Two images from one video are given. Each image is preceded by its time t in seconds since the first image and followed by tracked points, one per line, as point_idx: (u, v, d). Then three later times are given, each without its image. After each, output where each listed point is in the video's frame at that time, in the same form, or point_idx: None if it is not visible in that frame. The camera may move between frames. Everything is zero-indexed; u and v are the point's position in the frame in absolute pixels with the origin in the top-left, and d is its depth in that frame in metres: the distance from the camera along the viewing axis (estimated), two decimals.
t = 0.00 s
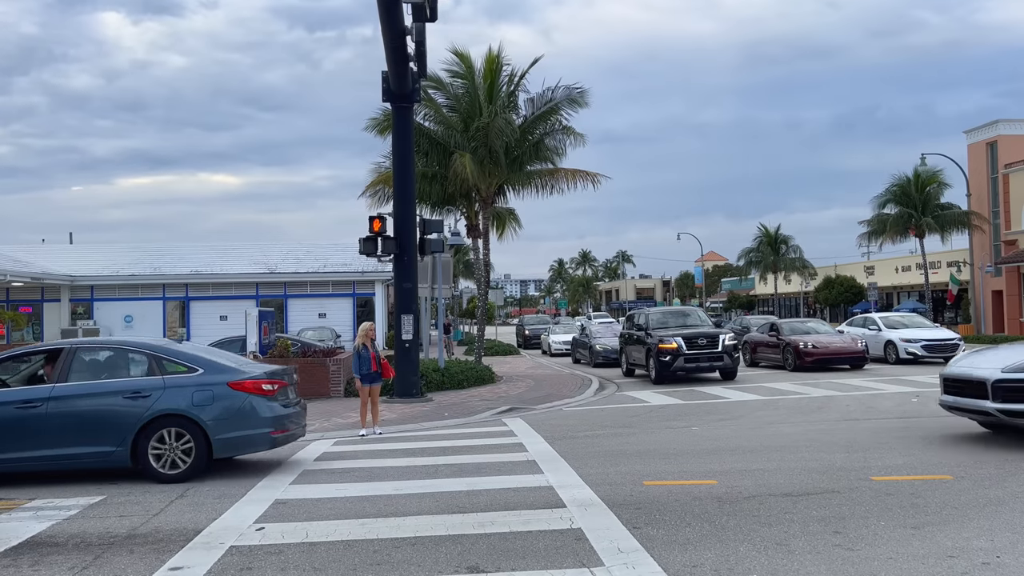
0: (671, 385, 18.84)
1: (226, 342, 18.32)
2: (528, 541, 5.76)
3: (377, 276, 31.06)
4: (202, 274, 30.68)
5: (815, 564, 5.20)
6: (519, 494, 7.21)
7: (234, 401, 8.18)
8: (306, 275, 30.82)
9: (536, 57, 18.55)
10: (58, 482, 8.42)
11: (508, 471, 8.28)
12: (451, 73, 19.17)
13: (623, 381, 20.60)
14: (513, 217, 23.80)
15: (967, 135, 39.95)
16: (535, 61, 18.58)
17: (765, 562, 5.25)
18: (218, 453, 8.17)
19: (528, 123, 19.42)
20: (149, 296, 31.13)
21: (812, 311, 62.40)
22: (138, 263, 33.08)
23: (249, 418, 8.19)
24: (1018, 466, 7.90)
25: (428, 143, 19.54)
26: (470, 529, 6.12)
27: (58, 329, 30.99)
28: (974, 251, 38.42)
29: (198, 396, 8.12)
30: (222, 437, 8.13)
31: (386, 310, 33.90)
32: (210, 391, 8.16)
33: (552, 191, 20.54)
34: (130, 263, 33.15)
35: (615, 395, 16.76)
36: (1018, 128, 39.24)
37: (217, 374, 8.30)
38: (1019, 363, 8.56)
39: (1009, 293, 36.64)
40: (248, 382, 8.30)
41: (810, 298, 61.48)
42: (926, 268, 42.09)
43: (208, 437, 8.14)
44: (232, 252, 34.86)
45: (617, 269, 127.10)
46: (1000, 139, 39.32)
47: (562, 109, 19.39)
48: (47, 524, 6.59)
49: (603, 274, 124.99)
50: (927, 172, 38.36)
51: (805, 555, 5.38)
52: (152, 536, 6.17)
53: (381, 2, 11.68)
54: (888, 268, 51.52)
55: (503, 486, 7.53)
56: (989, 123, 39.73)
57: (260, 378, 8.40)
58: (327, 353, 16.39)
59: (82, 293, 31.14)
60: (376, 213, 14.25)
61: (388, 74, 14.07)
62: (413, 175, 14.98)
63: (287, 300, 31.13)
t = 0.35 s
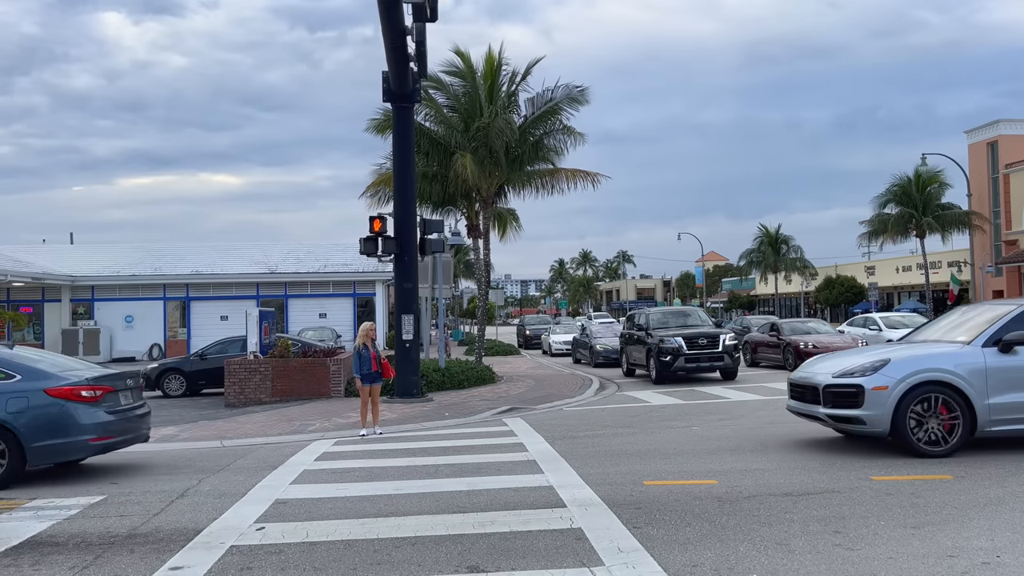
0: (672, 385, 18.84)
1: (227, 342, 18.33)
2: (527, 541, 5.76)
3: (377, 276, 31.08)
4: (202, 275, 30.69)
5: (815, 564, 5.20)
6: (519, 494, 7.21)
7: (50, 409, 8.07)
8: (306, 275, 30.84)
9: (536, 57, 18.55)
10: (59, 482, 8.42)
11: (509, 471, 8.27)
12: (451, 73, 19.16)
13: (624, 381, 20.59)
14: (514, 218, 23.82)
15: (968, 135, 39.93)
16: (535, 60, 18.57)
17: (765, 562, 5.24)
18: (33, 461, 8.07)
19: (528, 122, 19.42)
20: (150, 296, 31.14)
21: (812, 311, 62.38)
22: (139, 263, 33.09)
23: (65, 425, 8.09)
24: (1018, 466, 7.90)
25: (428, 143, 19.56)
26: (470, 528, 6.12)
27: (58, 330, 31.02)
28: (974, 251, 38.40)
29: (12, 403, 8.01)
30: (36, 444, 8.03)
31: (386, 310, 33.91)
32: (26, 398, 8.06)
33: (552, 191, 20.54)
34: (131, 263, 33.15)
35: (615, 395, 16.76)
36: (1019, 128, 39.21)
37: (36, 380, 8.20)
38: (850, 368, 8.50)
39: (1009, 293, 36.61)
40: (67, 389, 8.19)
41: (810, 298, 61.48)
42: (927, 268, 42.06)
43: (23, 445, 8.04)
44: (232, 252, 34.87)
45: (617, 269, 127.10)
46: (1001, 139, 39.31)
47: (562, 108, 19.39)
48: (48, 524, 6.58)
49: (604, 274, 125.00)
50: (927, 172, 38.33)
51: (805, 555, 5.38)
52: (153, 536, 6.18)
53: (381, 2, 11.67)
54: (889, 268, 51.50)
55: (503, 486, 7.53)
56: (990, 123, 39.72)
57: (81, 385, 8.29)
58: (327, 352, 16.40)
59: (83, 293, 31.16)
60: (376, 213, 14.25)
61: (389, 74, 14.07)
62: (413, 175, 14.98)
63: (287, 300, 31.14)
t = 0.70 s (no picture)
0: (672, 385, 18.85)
1: (228, 342, 18.35)
2: (529, 541, 5.78)
3: (378, 276, 31.10)
4: (204, 275, 30.72)
5: (816, 563, 5.21)
6: (521, 493, 7.23)
7: None
8: (307, 275, 30.87)
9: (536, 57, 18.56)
10: (62, 482, 8.44)
11: (511, 471, 8.28)
12: (452, 73, 19.16)
13: (624, 381, 20.60)
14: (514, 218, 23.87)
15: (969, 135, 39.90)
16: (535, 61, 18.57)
17: (766, 562, 5.26)
18: None
19: (529, 123, 19.43)
20: (152, 297, 31.17)
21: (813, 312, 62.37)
22: (140, 263, 33.12)
23: None
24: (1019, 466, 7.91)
25: (430, 143, 19.59)
26: (472, 528, 6.13)
27: (60, 330, 31.07)
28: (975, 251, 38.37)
29: None
30: None
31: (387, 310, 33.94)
32: None
33: (553, 192, 20.56)
34: (132, 263, 33.18)
35: (616, 395, 16.76)
36: (1020, 128, 39.18)
37: None
38: (695, 372, 8.60)
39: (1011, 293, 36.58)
40: None
41: (811, 298, 61.46)
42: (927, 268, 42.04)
43: None
44: (234, 252, 34.90)
45: (617, 269, 127.12)
46: (1002, 139, 39.30)
47: (562, 108, 19.40)
48: (51, 524, 6.58)
49: (605, 274, 125.10)
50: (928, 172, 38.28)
51: (806, 555, 5.39)
52: (156, 535, 6.20)
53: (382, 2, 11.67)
54: (890, 268, 51.49)
55: (504, 486, 7.54)
56: (992, 123, 39.70)
57: None
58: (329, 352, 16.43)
59: (84, 294, 31.21)
60: (377, 213, 14.27)
61: (390, 75, 14.07)
62: (414, 175, 15.00)
63: (289, 300, 31.16)
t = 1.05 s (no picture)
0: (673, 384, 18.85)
1: (230, 342, 18.37)
2: (531, 539, 5.78)
3: (380, 276, 31.12)
4: (205, 275, 30.73)
5: (819, 562, 5.21)
6: (523, 492, 7.24)
7: None
8: (309, 275, 30.88)
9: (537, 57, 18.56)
10: (63, 482, 8.44)
11: (513, 470, 8.29)
12: (453, 73, 19.16)
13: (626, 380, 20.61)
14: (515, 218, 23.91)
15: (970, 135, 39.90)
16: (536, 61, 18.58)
17: (769, 560, 5.26)
18: None
19: (530, 123, 19.44)
20: (153, 296, 31.19)
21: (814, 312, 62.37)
22: (141, 263, 33.14)
23: None
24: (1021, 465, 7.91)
25: (431, 143, 19.59)
26: (475, 527, 6.14)
27: (62, 330, 31.10)
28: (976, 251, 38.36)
29: None
30: None
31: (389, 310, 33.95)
32: None
33: (554, 192, 20.58)
34: (134, 263, 33.21)
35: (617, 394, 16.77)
36: (1021, 128, 39.17)
37: None
38: (556, 374, 8.47)
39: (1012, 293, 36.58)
40: None
41: (812, 298, 61.44)
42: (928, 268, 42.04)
43: None
44: (235, 252, 34.92)
45: (618, 269, 127.16)
46: (1003, 139, 39.28)
47: (563, 109, 19.41)
48: (54, 524, 6.58)
49: (606, 274, 125.19)
50: (929, 172, 38.26)
51: (809, 554, 5.40)
52: (160, 534, 6.21)
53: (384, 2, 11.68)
54: (891, 268, 51.50)
55: (506, 485, 7.53)
56: (992, 123, 39.67)
57: None
58: (331, 352, 16.43)
59: (85, 293, 31.24)
60: (379, 213, 14.28)
61: (392, 74, 14.06)
62: (415, 175, 15.01)
63: (290, 300, 31.17)
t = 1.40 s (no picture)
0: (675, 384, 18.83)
1: (231, 341, 18.36)
2: (533, 539, 5.77)
3: (380, 276, 31.10)
4: (205, 275, 30.71)
5: (821, 562, 5.21)
6: (525, 492, 7.24)
7: None
8: (309, 275, 30.86)
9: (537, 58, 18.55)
10: (63, 482, 8.42)
11: (514, 469, 8.28)
12: (454, 73, 19.15)
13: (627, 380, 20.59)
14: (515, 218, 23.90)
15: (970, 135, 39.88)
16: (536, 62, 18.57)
17: (771, 560, 5.25)
18: None
19: (530, 123, 19.44)
20: (154, 296, 31.17)
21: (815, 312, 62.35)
22: (142, 263, 33.13)
23: None
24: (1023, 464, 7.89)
25: (432, 143, 19.56)
26: (476, 526, 6.13)
27: (62, 329, 31.09)
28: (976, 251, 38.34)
29: None
30: None
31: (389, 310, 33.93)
32: None
33: (555, 191, 20.56)
34: (134, 263, 33.20)
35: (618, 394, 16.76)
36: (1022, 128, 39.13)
37: None
38: (420, 378, 8.45)
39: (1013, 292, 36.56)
40: None
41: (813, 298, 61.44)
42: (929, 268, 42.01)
43: None
44: (236, 252, 34.90)
45: (619, 269, 127.12)
46: (1003, 139, 39.25)
47: (563, 109, 19.40)
48: (54, 523, 6.56)
49: (606, 274, 125.20)
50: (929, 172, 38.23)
51: (811, 553, 5.39)
52: (160, 533, 6.20)
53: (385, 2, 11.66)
54: (892, 268, 51.49)
55: (506, 485, 7.51)
56: (993, 123, 39.64)
57: None
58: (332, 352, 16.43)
59: (86, 293, 31.22)
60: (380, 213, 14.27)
61: (392, 74, 14.04)
62: (416, 175, 15.01)
63: (291, 300, 31.15)
